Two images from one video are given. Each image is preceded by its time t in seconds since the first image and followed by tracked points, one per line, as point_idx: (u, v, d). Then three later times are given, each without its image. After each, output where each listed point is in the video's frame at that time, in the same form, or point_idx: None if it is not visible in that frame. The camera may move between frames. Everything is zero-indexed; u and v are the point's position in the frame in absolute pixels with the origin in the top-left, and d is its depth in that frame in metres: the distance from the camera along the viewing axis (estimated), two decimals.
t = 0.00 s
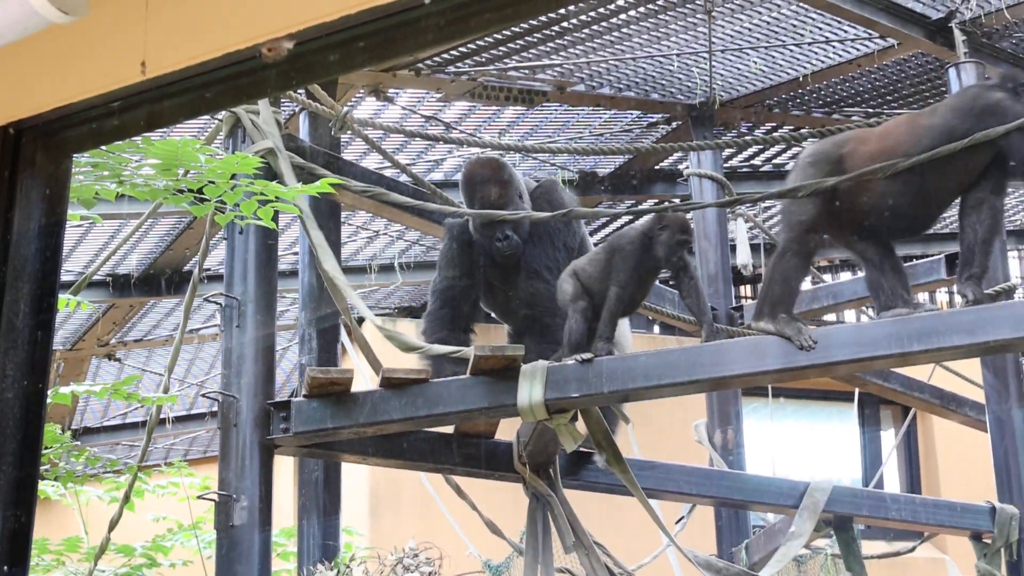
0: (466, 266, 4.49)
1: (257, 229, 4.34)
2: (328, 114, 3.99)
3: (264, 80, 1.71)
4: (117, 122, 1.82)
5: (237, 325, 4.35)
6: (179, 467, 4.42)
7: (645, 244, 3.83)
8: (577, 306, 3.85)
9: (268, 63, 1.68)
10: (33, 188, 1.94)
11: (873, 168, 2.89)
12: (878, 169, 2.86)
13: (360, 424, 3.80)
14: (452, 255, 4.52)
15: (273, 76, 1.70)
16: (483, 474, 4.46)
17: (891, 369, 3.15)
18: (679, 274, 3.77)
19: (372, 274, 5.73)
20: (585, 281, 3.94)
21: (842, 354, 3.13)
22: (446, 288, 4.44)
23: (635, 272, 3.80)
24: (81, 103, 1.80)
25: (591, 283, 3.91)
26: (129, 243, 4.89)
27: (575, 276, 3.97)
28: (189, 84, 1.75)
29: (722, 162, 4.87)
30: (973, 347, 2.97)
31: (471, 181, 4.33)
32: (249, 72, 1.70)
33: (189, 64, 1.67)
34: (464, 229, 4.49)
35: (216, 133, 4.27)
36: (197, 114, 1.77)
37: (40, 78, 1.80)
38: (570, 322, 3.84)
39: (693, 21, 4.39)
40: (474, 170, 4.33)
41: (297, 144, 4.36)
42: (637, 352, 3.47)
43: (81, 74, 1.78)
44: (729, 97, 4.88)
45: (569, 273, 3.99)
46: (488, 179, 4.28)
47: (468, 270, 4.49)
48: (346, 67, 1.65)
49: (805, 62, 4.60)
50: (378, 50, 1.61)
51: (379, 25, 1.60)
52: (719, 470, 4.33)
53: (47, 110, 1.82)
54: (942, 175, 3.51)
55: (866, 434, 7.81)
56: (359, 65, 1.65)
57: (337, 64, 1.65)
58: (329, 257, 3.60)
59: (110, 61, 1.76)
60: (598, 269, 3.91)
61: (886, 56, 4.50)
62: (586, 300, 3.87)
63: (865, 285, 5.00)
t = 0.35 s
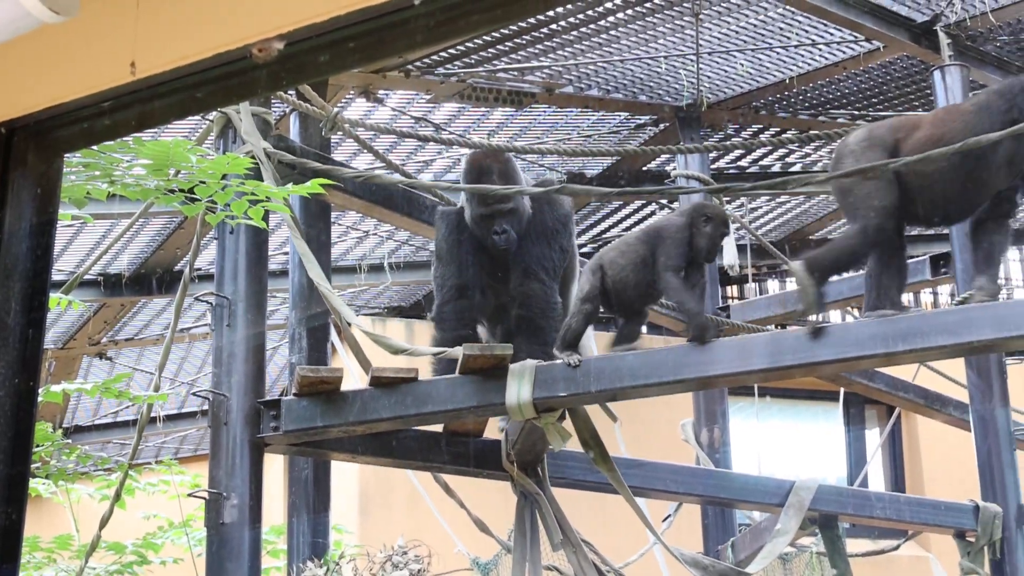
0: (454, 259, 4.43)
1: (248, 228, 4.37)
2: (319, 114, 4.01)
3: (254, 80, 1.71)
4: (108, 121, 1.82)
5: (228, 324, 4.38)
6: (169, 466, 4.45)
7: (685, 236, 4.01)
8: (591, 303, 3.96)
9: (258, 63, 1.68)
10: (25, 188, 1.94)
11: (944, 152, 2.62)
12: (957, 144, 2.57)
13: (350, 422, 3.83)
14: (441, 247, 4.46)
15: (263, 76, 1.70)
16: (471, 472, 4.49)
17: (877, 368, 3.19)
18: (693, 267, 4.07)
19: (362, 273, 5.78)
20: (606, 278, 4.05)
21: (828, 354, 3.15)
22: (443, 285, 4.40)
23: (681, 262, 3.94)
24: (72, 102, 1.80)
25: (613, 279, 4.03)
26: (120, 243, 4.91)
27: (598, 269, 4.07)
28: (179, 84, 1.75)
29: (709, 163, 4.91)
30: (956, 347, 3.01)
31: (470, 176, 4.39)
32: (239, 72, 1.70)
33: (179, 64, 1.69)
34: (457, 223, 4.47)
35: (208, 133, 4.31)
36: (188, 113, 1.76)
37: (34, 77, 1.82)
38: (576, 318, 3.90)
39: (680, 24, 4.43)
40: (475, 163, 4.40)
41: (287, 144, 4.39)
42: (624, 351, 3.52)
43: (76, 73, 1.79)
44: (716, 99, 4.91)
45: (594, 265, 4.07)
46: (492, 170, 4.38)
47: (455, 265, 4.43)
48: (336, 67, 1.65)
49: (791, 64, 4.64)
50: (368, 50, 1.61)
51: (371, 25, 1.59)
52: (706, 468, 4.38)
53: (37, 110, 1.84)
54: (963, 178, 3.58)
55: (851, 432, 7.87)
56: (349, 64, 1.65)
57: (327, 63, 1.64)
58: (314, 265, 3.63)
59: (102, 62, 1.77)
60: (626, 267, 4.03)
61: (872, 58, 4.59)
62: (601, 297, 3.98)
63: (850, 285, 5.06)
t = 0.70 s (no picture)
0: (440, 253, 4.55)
1: (241, 229, 4.51)
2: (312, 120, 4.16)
3: (247, 85, 1.82)
4: (105, 125, 1.94)
5: (222, 322, 4.51)
6: (165, 459, 4.58)
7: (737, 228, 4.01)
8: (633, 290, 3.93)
9: (252, 69, 1.79)
10: (25, 188, 2.06)
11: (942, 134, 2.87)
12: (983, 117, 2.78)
13: (340, 417, 3.97)
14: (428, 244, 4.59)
15: (255, 82, 1.82)
16: (458, 466, 4.63)
17: (847, 366, 3.34)
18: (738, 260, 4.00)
19: (353, 273, 5.93)
20: (648, 264, 4.00)
21: (801, 351, 3.29)
22: (432, 284, 4.54)
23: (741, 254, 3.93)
24: (72, 106, 1.92)
25: (654, 266, 3.98)
26: (118, 243, 5.05)
27: (638, 254, 4.02)
28: (175, 89, 1.87)
29: (689, 168, 5.06)
30: (927, 345, 3.14)
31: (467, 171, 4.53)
32: (234, 78, 1.82)
33: (174, 69, 1.80)
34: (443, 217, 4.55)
35: (203, 137, 4.45)
36: (183, 117, 1.88)
37: (36, 83, 1.94)
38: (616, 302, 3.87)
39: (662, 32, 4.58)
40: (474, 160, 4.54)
41: (280, 148, 4.54)
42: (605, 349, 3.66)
43: (76, 79, 1.90)
44: (696, 106, 5.07)
45: (636, 249, 4.02)
46: (493, 166, 4.53)
47: (441, 265, 4.56)
48: (325, 72, 1.77)
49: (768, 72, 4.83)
50: (360, 56, 1.73)
51: (362, 32, 1.71)
52: (685, 463, 4.52)
53: (36, 113, 1.95)
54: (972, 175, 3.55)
55: (829, 429, 8.07)
56: (339, 70, 1.76)
57: (318, 69, 1.76)
58: (304, 258, 3.85)
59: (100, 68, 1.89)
60: (670, 256, 3.98)
61: (846, 66, 4.81)
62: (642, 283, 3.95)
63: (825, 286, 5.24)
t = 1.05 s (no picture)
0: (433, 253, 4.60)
1: (236, 229, 4.59)
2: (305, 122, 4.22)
3: (243, 87, 1.90)
4: (102, 126, 2.03)
5: (217, 320, 4.59)
6: (160, 456, 4.65)
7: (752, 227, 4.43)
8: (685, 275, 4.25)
9: (247, 72, 1.87)
10: (23, 188, 2.14)
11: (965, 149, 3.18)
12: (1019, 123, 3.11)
13: (333, 415, 4.04)
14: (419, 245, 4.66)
15: (251, 84, 1.89)
16: (448, 463, 4.71)
17: (829, 365, 3.49)
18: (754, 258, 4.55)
19: (346, 273, 6.02)
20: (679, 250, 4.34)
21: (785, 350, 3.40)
22: (425, 284, 4.58)
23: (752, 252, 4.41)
24: (70, 107, 2.00)
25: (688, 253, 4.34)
26: (114, 243, 5.12)
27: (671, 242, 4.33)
28: (169, 92, 1.95)
29: (676, 171, 5.15)
30: (910, 344, 3.30)
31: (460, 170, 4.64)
32: (227, 81, 1.91)
33: (170, 72, 1.89)
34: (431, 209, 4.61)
35: (198, 138, 4.52)
36: (177, 119, 1.97)
37: (35, 86, 2.02)
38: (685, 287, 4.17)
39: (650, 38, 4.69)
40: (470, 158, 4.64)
41: (275, 149, 4.63)
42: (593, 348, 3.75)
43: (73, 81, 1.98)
44: (683, 109, 5.21)
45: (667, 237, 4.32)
46: (485, 167, 4.61)
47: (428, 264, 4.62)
48: (321, 74, 1.84)
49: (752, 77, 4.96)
50: (354, 60, 1.80)
51: (353, 36, 1.78)
52: (672, 460, 4.61)
53: (34, 114, 2.03)
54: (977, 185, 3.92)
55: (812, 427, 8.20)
56: (332, 73, 1.83)
57: (314, 71, 1.83)
58: (302, 258, 3.93)
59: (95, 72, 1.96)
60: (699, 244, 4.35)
61: (830, 71, 4.91)
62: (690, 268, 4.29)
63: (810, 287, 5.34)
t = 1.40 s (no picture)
0: (418, 252, 4.55)
1: (223, 228, 4.60)
2: (292, 121, 4.25)
3: (230, 86, 1.91)
4: (90, 124, 2.00)
5: (204, 319, 4.60)
6: (146, 454, 4.66)
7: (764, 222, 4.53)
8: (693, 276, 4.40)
9: (235, 71, 1.87)
10: (10, 186, 2.11)
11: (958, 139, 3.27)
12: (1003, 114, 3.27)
13: (319, 414, 4.06)
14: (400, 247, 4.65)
15: (239, 83, 1.90)
16: (435, 462, 4.72)
17: (814, 364, 3.49)
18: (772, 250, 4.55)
19: (333, 272, 6.03)
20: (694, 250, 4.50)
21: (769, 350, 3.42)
22: (412, 285, 4.53)
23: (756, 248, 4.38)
24: (56, 107, 1.97)
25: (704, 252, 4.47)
26: (101, 241, 5.12)
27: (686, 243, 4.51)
28: (158, 90, 1.93)
29: (662, 171, 5.18)
30: (893, 346, 3.34)
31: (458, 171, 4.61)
32: (216, 79, 1.90)
33: (158, 70, 1.87)
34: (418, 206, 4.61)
35: (185, 137, 4.54)
36: (167, 117, 1.95)
37: (21, 83, 2.00)
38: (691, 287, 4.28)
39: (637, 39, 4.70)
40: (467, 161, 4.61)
41: (261, 148, 4.65)
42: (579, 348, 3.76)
43: (60, 79, 1.95)
44: (669, 111, 5.25)
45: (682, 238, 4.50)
46: (481, 169, 4.58)
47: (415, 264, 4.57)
48: (308, 74, 1.84)
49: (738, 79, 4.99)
50: (341, 60, 1.80)
51: (338, 37, 1.78)
52: (657, 459, 4.63)
53: (21, 114, 2.01)
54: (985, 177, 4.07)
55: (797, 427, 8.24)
56: (321, 73, 1.83)
57: (301, 71, 1.84)
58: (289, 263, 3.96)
59: (81, 69, 1.93)
60: (713, 242, 4.47)
61: (815, 74, 4.94)
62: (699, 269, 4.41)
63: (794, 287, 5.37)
